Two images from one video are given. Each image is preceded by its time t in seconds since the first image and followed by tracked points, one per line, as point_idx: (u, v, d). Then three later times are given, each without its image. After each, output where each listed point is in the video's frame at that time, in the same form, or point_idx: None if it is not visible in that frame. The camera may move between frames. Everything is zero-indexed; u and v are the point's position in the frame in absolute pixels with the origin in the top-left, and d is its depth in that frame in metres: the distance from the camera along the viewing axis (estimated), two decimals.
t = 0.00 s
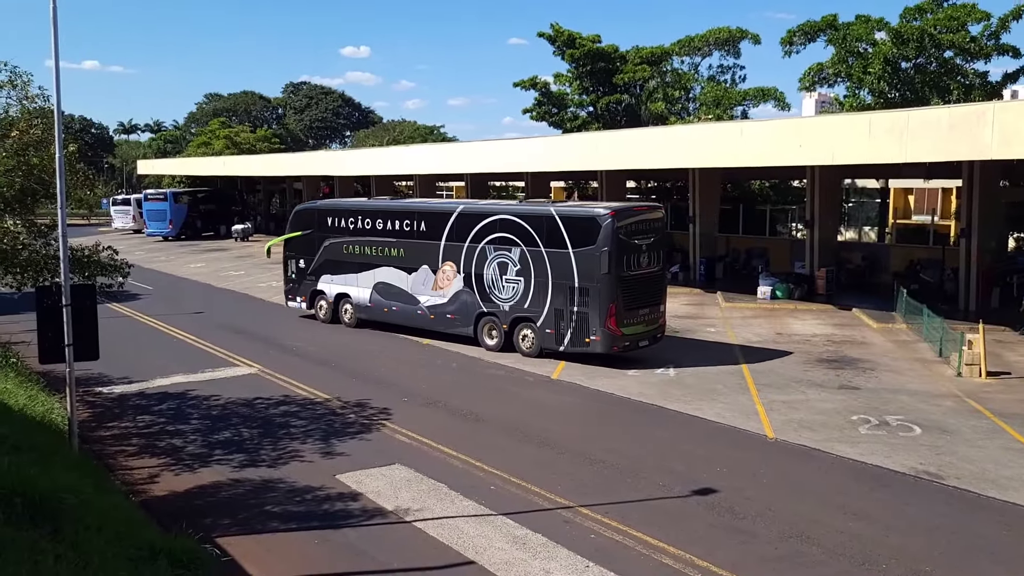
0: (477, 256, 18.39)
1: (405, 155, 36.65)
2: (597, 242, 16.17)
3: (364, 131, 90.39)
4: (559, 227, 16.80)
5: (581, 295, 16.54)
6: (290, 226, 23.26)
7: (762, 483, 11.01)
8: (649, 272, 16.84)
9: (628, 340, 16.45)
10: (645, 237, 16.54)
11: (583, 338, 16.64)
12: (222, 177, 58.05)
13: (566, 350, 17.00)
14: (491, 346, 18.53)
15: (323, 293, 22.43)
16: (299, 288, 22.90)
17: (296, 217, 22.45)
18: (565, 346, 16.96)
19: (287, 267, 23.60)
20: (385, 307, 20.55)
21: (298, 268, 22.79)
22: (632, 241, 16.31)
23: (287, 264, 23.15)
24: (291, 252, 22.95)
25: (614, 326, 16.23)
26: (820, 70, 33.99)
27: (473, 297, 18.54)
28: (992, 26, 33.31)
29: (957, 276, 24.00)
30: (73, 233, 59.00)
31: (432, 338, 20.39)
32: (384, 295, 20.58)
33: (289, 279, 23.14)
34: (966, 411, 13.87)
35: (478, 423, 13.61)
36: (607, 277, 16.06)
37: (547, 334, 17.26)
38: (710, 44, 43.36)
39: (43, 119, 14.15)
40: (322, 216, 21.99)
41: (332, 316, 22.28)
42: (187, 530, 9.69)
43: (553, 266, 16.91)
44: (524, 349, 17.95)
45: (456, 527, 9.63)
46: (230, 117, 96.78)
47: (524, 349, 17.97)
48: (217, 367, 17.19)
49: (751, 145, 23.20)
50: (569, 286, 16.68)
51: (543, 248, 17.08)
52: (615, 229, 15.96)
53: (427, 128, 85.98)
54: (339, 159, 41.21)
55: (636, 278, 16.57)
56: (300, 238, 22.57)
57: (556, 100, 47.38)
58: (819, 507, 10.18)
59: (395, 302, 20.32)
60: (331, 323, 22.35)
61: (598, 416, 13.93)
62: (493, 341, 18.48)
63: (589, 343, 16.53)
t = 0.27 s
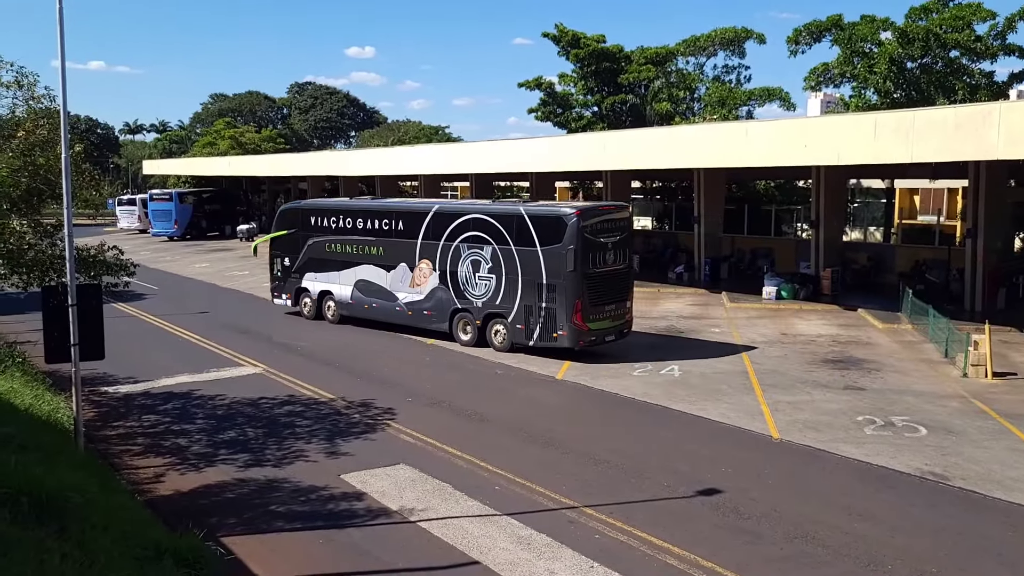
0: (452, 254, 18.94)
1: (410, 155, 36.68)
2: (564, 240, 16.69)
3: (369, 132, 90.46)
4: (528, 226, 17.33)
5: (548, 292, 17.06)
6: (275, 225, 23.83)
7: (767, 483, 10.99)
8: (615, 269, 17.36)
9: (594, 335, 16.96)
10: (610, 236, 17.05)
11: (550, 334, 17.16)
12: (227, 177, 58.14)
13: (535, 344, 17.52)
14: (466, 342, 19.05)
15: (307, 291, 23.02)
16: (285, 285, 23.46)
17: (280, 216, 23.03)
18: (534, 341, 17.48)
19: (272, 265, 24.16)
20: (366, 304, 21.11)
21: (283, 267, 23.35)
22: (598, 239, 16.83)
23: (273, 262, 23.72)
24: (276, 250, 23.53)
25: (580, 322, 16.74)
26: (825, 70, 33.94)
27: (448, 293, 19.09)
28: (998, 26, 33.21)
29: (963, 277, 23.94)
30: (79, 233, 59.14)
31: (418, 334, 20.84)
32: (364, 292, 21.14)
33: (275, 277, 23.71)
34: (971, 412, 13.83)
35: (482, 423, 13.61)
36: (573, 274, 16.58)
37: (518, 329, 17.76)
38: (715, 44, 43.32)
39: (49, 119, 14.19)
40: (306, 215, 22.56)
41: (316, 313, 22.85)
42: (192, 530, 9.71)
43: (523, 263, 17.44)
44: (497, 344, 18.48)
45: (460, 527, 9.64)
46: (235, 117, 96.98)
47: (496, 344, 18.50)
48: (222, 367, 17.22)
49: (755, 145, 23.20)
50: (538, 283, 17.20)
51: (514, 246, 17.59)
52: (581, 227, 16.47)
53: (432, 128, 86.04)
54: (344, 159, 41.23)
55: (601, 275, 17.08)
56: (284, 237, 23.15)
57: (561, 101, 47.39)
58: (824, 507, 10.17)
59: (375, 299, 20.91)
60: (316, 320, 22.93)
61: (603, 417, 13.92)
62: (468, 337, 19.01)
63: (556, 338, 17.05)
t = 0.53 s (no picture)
0: (429, 251, 19.60)
1: (416, 155, 36.69)
2: (533, 238, 17.35)
3: (376, 131, 90.53)
4: (502, 225, 17.96)
5: (519, 288, 17.77)
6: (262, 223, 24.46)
7: (774, 483, 10.97)
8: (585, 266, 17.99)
9: (563, 330, 17.64)
10: (580, 234, 17.68)
11: (521, 328, 17.88)
12: (234, 177, 58.25)
13: (507, 339, 18.23)
14: (442, 336, 19.70)
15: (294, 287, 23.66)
16: (271, 282, 24.08)
17: (268, 215, 23.71)
18: (506, 335, 18.19)
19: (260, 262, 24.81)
20: (349, 300, 21.74)
21: (270, 264, 24.00)
22: (567, 238, 17.47)
23: (260, 260, 24.36)
24: (264, 248, 24.19)
25: (548, 317, 17.44)
26: (833, 69, 33.85)
27: (426, 289, 19.76)
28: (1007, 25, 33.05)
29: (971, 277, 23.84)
30: (87, 233, 59.33)
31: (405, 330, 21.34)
32: (347, 288, 21.77)
33: (262, 274, 24.34)
34: (980, 412, 13.77)
35: (489, 422, 13.61)
36: (542, 271, 17.26)
37: (491, 324, 18.47)
38: (722, 43, 43.22)
39: (57, 119, 14.25)
40: (291, 214, 23.20)
41: (302, 309, 23.47)
42: (200, 528, 9.74)
43: (495, 261, 18.10)
44: (471, 338, 19.14)
45: (467, 526, 9.64)
46: (242, 117, 97.16)
47: (471, 339, 19.16)
48: (229, 366, 17.25)
49: (761, 144, 23.19)
50: (509, 279, 17.89)
51: (487, 245, 18.24)
52: (550, 226, 17.12)
53: (439, 128, 86.05)
54: (350, 158, 41.25)
55: (571, 272, 17.72)
56: (271, 235, 23.80)
57: (568, 100, 47.35)
58: (831, 507, 10.14)
59: (358, 295, 21.54)
60: (302, 315, 23.56)
61: (609, 416, 13.90)
62: (444, 332, 19.65)
63: (527, 332, 17.76)
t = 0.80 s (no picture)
0: (412, 247, 20.24)
1: (426, 153, 36.72)
2: (509, 235, 17.98)
3: (387, 130, 90.66)
4: (479, 222, 18.60)
5: (495, 283, 18.41)
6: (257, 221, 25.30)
7: (786, 482, 10.93)
8: (559, 262, 18.64)
9: (537, 323, 18.27)
10: (554, 231, 18.34)
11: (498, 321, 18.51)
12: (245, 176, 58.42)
13: (485, 332, 18.85)
14: (424, 330, 20.33)
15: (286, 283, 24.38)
16: (265, 278, 24.86)
17: (263, 212, 24.49)
18: (484, 328, 18.82)
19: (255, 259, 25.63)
20: (337, 295, 22.42)
21: (264, 260, 24.79)
22: (542, 234, 18.12)
23: (255, 256, 25.18)
24: (258, 245, 25.01)
25: (523, 310, 18.07)
26: (845, 66, 33.70)
27: (409, 284, 20.40)
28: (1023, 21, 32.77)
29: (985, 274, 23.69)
30: (100, 232, 59.65)
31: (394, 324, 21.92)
32: (336, 284, 22.45)
33: (257, 270, 25.15)
34: (994, 410, 13.68)
35: (499, 421, 13.62)
36: (517, 266, 17.90)
37: (469, 317, 19.11)
38: (733, 40, 43.08)
39: (71, 119, 14.33)
40: (284, 211, 23.99)
41: (294, 304, 24.17)
42: (212, 526, 9.79)
43: (474, 256, 18.75)
44: (452, 331, 19.76)
45: (478, 525, 9.64)
46: (253, 116, 97.54)
47: (452, 332, 19.78)
48: (240, 364, 17.32)
49: (772, 142, 23.14)
50: (486, 275, 18.53)
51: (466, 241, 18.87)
52: (525, 223, 17.75)
53: (449, 127, 86.11)
54: (361, 156, 41.30)
55: (545, 267, 18.37)
56: (265, 232, 24.61)
57: (579, 98, 47.30)
58: (844, 506, 10.09)
59: (346, 290, 22.20)
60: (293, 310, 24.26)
61: (620, 415, 13.88)
62: (427, 325, 20.28)
63: (503, 326, 18.40)
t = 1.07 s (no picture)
0: (396, 246, 20.96)
1: (437, 154, 36.79)
2: (487, 233, 18.75)
3: (398, 131, 90.80)
4: (458, 221, 19.36)
5: (473, 280, 19.16)
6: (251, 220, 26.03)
7: (798, 483, 10.88)
8: (533, 259, 19.44)
9: (513, 318, 19.05)
10: (530, 230, 19.13)
11: (475, 317, 19.26)
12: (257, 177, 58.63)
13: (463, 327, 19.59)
14: (407, 326, 21.02)
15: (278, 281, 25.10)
16: (259, 276, 25.58)
17: (256, 211, 25.10)
18: (462, 324, 19.55)
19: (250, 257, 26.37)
20: (326, 292, 23.10)
21: (258, 259, 25.51)
22: (518, 232, 18.90)
23: (249, 255, 25.90)
24: (252, 244, 25.74)
25: (500, 306, 18.85)
26: (858, 65, 33.53)
27: (393, 282, 21.10)
28: None
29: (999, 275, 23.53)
30: (113, 233, 59.99)
31: (382, 320, 22.54)
32: (325, 281, 23.13)
33: (251, 268, 25.89)
34: (1009, 411, 13.57)
35: (510, 421, 13.62)
36: (494, 263, 18.67)
37: (449, 313, 19.84)
38: (744, 40, 42.98)
39: (84, 121, 14.43)
40: (276, 211, 24.69)
41: (286, 301, 24.87)
42: (224, 526, 9.82)
43: (453, 255, 19.50)
44: (433, 327, 20.46)
45: (489, 525, 9.64)
46: (265, 118, 97.91)
47: (433, 328, 20.48)
48: (252, 365, 17.39)
49: (783, 142, 23.07)
50: (465, 272, 19.29)
51: (446, 240, 19.62)
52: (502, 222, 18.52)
53: (461, 128, 86.19)
54: (372, 157, 41.40)
55: (521, 265, 19.16)
56: (259, 232, 25.33)
57: (590, 98, 47.26)
58: (857, 508, 10.04)
59: (334, 287, 22.87)
60: (285, 307, 24.96)
61: (631, 415, 13.85)
62: (409, 321, 20.96)
63: (480, 321, 19.15)
